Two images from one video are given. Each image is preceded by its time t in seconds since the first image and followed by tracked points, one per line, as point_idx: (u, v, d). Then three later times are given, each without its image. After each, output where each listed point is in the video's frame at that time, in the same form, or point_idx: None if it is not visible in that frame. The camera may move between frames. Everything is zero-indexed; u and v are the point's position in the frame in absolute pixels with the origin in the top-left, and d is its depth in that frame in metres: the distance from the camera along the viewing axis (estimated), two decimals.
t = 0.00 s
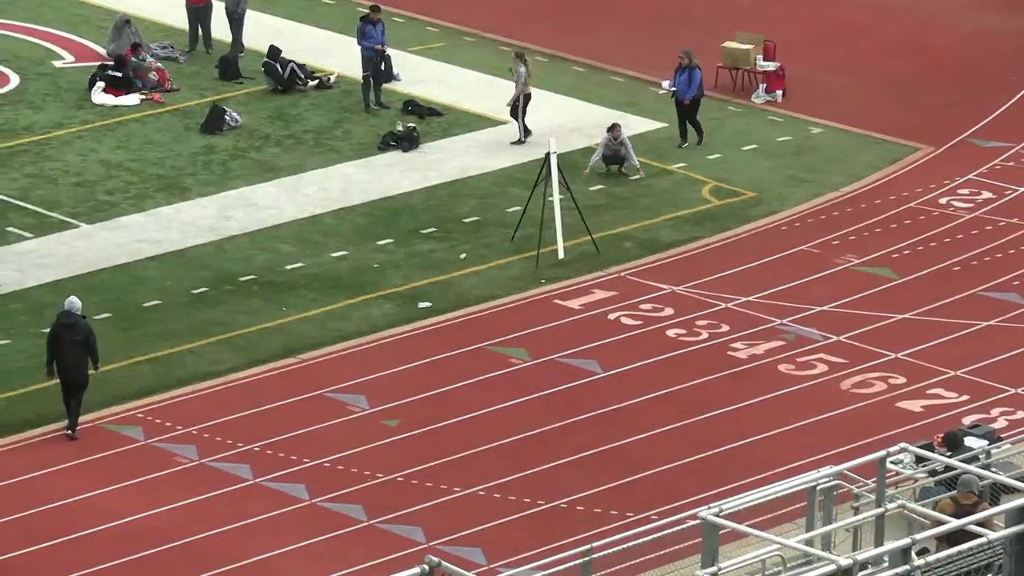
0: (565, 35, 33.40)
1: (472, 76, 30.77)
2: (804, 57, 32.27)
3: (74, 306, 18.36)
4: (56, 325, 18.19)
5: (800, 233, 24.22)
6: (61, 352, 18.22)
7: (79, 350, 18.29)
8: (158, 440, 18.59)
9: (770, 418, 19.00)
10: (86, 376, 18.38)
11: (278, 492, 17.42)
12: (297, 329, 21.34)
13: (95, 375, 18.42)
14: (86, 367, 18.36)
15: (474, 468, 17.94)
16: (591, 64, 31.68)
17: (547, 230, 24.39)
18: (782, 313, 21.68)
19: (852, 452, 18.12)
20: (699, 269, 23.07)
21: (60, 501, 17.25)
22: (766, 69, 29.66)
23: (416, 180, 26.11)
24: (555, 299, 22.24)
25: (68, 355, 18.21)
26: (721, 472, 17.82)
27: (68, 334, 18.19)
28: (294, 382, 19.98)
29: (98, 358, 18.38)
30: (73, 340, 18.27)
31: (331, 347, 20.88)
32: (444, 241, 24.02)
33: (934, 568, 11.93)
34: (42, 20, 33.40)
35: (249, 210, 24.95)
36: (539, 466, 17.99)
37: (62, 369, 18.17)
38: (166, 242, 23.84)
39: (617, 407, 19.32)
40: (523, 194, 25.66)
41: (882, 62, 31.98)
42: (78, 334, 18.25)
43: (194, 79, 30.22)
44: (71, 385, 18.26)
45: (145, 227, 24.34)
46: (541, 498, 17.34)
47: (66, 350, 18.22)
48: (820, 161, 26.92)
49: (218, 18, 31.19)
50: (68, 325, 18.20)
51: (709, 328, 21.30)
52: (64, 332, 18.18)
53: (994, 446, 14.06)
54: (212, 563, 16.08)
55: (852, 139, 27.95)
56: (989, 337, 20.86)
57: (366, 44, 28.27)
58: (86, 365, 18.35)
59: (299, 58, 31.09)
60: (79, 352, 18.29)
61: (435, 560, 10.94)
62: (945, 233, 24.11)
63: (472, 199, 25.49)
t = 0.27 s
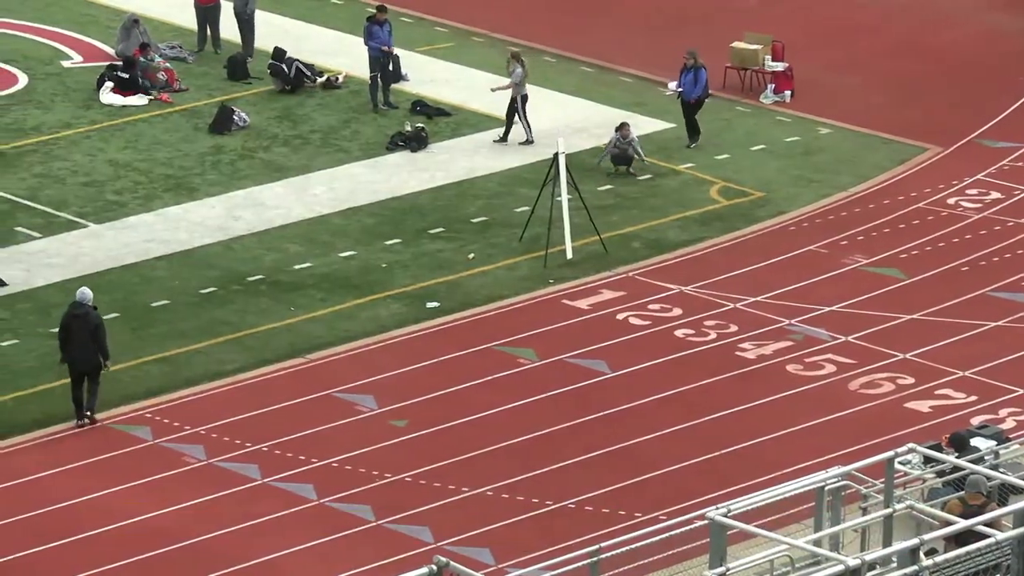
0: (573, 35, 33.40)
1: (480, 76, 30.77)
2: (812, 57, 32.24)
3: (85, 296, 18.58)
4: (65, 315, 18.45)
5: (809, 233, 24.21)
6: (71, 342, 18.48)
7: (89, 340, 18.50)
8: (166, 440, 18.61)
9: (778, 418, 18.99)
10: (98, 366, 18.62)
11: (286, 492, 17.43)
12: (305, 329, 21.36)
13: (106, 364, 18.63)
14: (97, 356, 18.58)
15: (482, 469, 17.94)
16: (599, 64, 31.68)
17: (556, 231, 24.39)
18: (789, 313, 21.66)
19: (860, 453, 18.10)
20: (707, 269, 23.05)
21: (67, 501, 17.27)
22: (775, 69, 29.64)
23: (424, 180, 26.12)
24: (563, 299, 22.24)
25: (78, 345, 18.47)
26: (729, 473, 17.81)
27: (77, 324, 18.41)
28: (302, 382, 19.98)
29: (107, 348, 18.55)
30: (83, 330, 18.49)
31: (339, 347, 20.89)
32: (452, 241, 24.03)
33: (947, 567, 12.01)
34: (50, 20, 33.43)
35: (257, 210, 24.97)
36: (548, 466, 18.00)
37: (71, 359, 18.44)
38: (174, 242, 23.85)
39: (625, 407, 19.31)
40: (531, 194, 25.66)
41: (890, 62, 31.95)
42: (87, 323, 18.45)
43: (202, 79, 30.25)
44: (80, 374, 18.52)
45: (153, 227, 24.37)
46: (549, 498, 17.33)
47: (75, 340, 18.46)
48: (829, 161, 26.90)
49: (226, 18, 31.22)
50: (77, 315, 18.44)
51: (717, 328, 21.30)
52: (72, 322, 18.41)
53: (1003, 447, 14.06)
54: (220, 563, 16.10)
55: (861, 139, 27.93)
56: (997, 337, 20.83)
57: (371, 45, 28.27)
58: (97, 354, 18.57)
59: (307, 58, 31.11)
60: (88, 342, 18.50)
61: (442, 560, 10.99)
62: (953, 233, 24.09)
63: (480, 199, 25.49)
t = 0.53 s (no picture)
0: (580, 35, 33.40)
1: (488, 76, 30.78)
2: (821, 57, 32.23)
3: (99, 292, 18.74)
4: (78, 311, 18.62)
5: (816, 234, 24.20)
6: (83, 337, 18.62)
7: (102, 335, 18.64)
8: (174, 440, 18.63)
9: (786, 418, 18.98)
10: (110, 362, 18.73)
11: (294, 492, 17.45)
12: (313, 329, 21.37)
13: (118, 360, 18.74)
14: (110, 352, 18.70)
15: (490, 469, 17.94)
16: (607, 64, 31.68)
17: (563, 231, 24.40)
18: (797, 313, 21.65)
19: (868, 453, 18.09)
20: (714, 269, 23.05)
21: (75, 501, 17.29)
22: (783, 70, 29.63)
23: (432, 180, 26.13)
24: (571, 299, 22.25)
25: (90, 340, 18.61)
26: (737, 473, 17.81)
27: (90, 319, 18.57)
28: (309, 383, 19.99)
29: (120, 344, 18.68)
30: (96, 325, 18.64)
31: (347, 347, 20.91)
32: (460, 241, 24.04)
33: (957, 567, 12.07)
34: (58, 20, 33.46)
35: (264, 210, 24.98)
36: (555, 466, 18.00)
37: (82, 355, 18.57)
38: (182, 242, 23.88)
39: (633, 407, 19.31)
40: (539, 194, 25.67)
41: (898, 62, 31.94)
42: (100, 319, 18.59)
43: (211, 79, 30.28)
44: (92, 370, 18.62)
45: (161, 227, 24.39)
46: (557, 498, 17.34)
47: (87, 335, 18.60)
48: (837, 162, 26.89)
49: (234, 18, 31.26)
50: (90, 311, 18.61)
51: (725, 328, 21.29)
52: (85, 317, 18.57)
53: (1012, 447, 14.03)
54: (227, 563, 16.11)
55: (868, 140, 27.92)
56: (1005, 337, 20.83)
57: (377, 45, 28.28)
58: (110, 350, 18.69)
59: (315, 58, 31.14)
60: (101, 337, 18.64)
61: (452, 561, 10.96)
62: (961, 234, 24.08)
63: (488, 199, 25.50)
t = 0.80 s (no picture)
0: (588, 35, 33.40)
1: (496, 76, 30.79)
2: (828, 57, 32.21)
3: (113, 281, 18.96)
4: (93, 300, 18.81)
5: (824, 234, 24.20)
6: (98, 326, 18.82)
7: (116, 324, 18.87)
8: (182, 440, 18.64)
9: (794, 419, 18.97)
10: (123, 351, 18.95)
11: (302, 492, 17.46)
12: (320, 329, 21.38)
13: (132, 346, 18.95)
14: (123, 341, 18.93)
15: (498, 469, 17.95)
16: (615, 64, 31.68)
17: (571, 231, 24.41)
18: (804, 314, 21.64)
19: (876, 454, 18.09)
20: (722, 270, 23.05)
21: (82, 501, 17.31)
22: (790, 70, 29.62)
23: (439, 180, 26.14)
24: (578, 300, 22.25)
25: (105, 329, 18.81)
26: (745, 473, 17.80)
27: (105, 308, 18.78)
28: (317, 383, 20.00)
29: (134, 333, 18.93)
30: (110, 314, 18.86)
31: (354, 348, 20.92)
32: (468, 241, 24.04)
33: (965, 568, 12.10)
34: (66, 20, 33.49)
35: (272, 210, 25.00)
36: (563, 466, 18.01)
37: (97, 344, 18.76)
38: (190, 242, 23.90)
39: (640, 408, 19.31)
40: (547, 194, 25.68)
41: (905, 62, 31.92)
42: (115, 308, 18.82)
43: (218, 79, 30.30)
44: (106, 359, 18.83)
45: (169, 226, 24.41)
46: (565, 498, 17.34)
47: (102, 324, 18.81)
48: (844, 162, 26.87)
49: (241, 18, 31.28)
50: (105, 300, 18.82)
51: (733, 329, 21.29)
52: (100, 306, 18.78)
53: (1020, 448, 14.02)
54: (236, 562, 16.13)
55: (876, 140, 27.90)
56: (1013, 338, 20.82)
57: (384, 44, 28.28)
58: (123, 339, 18.92)
59: (323, 58, 31.15)
60: (115, 326, 18.86)
61: (459, 560, 10.97)
62: (969, 234, 24.06)
63: (496, 199, 25.50)
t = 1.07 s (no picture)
0: (595, 36, 33.39)
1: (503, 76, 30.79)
2: (836, 57, 32.19)
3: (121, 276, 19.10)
4: (102, 296, 18.98)
5: (831, 234, 24.18)
6: (108, 321, 19.00)
7: (127, 319, 19.04)
8: (189, 440, 18.66)
9: (801, 419, 18.96)
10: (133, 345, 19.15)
11: (308, 492, 17.47)
12: (327, 329, 21.39)
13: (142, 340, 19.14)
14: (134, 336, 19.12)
15: (504, 469, 17.95)
16: (622, 64, 31.69)
17: (578, 231, 24.40)
18: (811, 314, 21.63)
19: (882, 454, 18.07)
20: (729, 270, 23.03)
21: (89, 501, 17.32)
22: (797, 70, 29.60)
23: (446, 180, 26.14)
24: (585, 299, 22.25)
25: (115, 324, 18.98)
26: (751, 473, 17.80)
27: (115, 303, 18.95)
28: (323, 383, 20.00)
29: (144, 328, 19.11)
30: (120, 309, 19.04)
31: (361, 347, 20.92)
32: (474, 241, 24.05)
33: (971, 567, 12.10)
34: (73, 20, 33.52)
35: (279, 210, 25.01)
36: (570, 466, 18.01)
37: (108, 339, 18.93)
38: (196, 242, 23.91)
39: (647, 407, 19.31)
40: (554, 195, 25.68)
41: (913, 62, 31.90)
42: (125, 303, 18.99)
43: (225, 79, 30.32)
44: (117, 354, 19.02)
45: (175, 226, 24.43)
46: (571, 498, 17.34)
47: (112, 319, 18.99)
48: (851, 162, 26.85)
49: (248, 18, 31.31)
50: (114, 295, 18.98)
51: (739, 329, 21.28)
52: (110, 302, 18.95)
53: None
54: (242, 562, 16.14)
55: (883, 140, 27.88)
56: (1020, 338, 20.80)
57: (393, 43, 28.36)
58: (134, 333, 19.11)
59: (330, 58, 31.16)
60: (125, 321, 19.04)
61: (465, 562, 10.98)
62: (976, 234, 24.04)
63: (503, 199, 25.50)
